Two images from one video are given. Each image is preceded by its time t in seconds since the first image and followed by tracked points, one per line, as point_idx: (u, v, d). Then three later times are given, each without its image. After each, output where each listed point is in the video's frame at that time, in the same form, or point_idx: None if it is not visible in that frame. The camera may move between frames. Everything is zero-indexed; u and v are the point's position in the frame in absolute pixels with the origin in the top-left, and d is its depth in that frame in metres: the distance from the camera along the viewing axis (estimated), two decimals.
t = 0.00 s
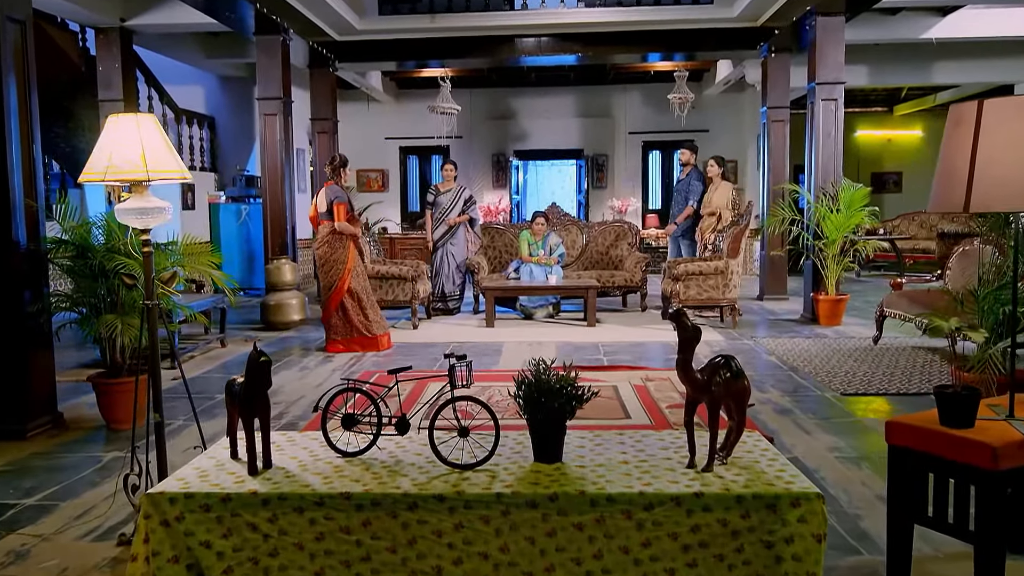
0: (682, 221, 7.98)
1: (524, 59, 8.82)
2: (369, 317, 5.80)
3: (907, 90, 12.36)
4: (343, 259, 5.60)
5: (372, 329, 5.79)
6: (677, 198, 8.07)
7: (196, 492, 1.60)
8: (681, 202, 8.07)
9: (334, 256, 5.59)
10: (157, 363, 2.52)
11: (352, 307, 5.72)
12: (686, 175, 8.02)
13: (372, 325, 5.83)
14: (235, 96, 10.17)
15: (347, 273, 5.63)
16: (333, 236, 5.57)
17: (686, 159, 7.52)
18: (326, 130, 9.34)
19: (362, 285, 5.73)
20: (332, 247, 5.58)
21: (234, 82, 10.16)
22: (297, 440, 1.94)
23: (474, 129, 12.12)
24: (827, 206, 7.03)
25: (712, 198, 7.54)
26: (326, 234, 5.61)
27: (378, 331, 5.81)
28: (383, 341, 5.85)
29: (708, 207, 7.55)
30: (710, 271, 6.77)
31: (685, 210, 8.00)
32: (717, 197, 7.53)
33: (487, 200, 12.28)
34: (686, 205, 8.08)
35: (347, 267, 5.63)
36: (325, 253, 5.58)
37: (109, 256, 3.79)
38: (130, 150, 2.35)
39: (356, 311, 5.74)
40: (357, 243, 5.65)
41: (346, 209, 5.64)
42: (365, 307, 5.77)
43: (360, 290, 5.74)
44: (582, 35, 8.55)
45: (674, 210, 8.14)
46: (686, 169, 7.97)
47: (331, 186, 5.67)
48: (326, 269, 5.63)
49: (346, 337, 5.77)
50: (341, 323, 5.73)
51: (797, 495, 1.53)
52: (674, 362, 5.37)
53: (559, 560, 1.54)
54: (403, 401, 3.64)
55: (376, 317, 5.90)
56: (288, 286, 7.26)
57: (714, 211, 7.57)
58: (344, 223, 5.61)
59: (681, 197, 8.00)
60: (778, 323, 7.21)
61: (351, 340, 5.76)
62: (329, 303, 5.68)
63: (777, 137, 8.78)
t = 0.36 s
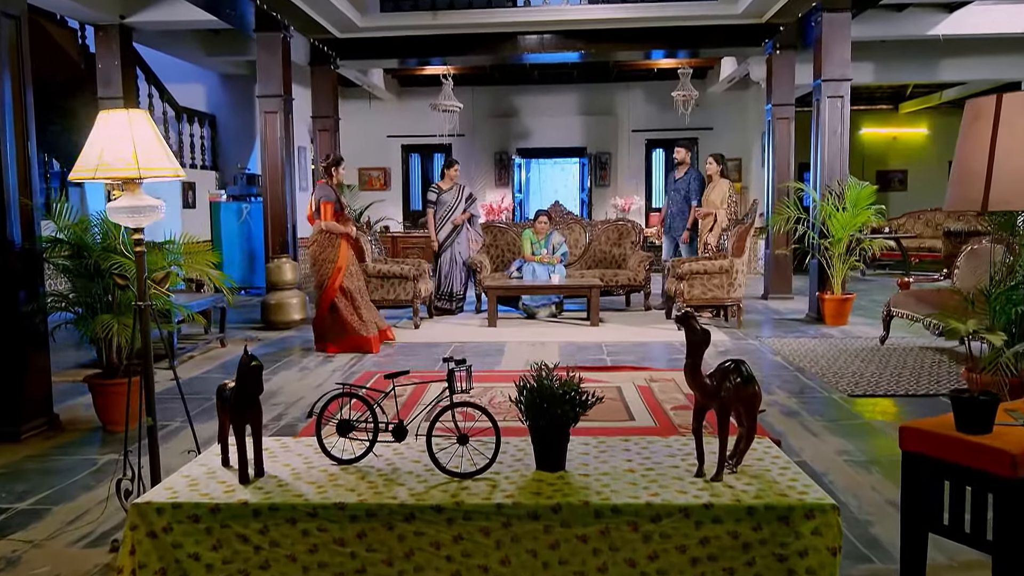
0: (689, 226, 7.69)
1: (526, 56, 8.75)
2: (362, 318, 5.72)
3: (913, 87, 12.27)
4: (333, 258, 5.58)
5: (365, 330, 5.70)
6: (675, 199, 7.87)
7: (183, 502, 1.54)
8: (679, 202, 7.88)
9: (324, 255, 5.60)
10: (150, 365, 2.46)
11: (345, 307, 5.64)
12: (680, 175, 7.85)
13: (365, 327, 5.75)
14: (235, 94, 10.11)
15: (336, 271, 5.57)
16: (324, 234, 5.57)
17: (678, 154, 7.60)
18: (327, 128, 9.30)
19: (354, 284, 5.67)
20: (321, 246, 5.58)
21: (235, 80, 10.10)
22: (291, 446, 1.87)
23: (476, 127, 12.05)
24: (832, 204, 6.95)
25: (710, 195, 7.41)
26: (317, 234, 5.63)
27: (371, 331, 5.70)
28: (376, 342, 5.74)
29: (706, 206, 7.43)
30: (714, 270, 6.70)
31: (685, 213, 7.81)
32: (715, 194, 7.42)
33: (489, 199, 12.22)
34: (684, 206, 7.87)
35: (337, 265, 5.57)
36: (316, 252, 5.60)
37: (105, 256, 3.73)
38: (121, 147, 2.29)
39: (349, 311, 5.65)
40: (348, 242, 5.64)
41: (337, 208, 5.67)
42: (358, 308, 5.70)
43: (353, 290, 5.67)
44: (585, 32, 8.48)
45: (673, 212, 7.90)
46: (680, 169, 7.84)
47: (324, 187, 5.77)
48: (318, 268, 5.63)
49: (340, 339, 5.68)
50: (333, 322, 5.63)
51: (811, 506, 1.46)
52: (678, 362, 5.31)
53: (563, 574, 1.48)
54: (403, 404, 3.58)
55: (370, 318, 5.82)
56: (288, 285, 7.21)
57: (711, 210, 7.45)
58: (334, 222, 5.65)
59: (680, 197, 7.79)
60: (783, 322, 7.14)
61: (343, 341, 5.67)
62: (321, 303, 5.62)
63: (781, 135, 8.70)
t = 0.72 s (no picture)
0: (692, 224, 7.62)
1: (528, 53, 8.67)
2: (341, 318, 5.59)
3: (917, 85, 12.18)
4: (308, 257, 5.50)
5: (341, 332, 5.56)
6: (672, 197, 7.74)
7: (169, 513, 1.47)
8: (675, 200, 7.75)
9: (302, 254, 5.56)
10: (142, 369, 2.40)
11: (320, 307, 5.54)
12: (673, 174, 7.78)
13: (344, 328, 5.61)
14: (235, 92, 10.04)
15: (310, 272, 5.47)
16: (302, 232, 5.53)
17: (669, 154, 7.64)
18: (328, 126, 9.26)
19: (331, 284, 5.53)
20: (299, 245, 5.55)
21: (236, 78, 10.03)
22: (283, 453, 1.81)
23: (477, 125, 11.98)
24: (837, 203, 6.87)
25: (710, 194, 7.29)
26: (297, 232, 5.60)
27: (347, 333, 5.57)
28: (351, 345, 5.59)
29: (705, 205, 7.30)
30: (717, 269, 6.62)
31: (679, 212, 7.75)
32: (715, 193, 7.30)
33: (491, 197, 12.15)
34: (681, 205, 7.77)
35: (311, 265, 5.48)
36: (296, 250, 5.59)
37: (99, 255, 3.67)
38: (110, 144, 2.23)
39: (324, 311, 5.54)
40: (327, 241, 5.51)
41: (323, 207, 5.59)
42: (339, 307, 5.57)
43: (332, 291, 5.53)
44: (587, 29, 8.41)
45: (668, 209, 7.79)
46: (672, 168, 7.74)
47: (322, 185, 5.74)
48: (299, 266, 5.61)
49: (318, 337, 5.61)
50: (308, 321, 5.55)
51: (825, 519, 1.40)
52: (681, 362, 5.24)
53: None
54: (402, 407, 3.51)
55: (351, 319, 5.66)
56: (287, 284, 7.15)
57: (710, 210, 7.31)
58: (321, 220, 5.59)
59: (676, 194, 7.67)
60: (787, 322, 7.07)
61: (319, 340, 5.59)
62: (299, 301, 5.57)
63: (785, 133, 8.63)
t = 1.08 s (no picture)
0: (683, 218, 7.42)
1: (529, 49, 8.60)
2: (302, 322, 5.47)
3: (921, 81, 12.11)
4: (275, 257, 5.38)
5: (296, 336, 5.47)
6: (667, 196, 7.55)
7: (154, 524, 1.41)
8: (670, 199, 7.56)
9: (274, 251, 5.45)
10: (133, 370, 2.34)
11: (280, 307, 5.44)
12: (668, 172, 7.61)
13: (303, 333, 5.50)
14: (234, 89, 9.98)
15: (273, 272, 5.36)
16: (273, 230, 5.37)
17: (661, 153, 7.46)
18: (327, 124, 9.14)
19: (290, 288, 5.37)
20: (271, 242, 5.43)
21: (235, 75, 9.97)
22: (275, 459, 1.75)
23: (478, 122, 11.91)
24: (842, 201, 6.80)
25: (710, 192, 7.22)
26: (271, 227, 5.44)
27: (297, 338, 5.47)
28: (303, 348, 5.52)
29: (706, 203, 7.24)
30: (720, 267, 6.55)
31: (677, 208, 7.53)
32: (715, 191, 7.22)
33: (492, 195, 12.07)
34: (677, 202, 7.56)
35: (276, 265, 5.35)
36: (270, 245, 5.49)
37: (92, 254, 3.61)
38: (98, 140, 2.18)
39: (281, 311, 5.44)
40: (295, 244, 5.32)
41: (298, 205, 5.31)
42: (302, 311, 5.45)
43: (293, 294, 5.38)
44: (589, 25, 8.33)
45: (663, 207, 7.60)
46: (667, 166, 7.58)
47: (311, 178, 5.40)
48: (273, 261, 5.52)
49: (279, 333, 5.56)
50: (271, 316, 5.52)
51: (839, 531, 1.34)
52: (684, 362, 5.17)
53: None
54: (400, 409, 3.45)
55: (309, 324, 5.51)
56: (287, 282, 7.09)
57: (711, 208, 7.25)
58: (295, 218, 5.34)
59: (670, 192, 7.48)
60: (791, 321, 7.00)
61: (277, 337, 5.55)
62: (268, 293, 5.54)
63: (788, 130, 8.55)
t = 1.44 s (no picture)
0: (679, 217, 7.36)
1: (529, 46, 8.54)
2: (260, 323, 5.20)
3: (923, 79, 12.04)
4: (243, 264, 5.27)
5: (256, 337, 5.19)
6: (664, 194, 7.49)
7: (138, 535, 1.36)
8: (668, 198, 7.50)
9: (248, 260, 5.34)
10: (122, 373, 2.29)
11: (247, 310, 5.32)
12: (666, 170, 7.54)
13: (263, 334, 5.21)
14: (233, 87, 9.90)
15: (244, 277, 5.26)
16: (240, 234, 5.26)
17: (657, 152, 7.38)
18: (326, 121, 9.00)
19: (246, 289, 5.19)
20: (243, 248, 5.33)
21: (233, 72, 9.90)
22: (266, 466, 1.70)
23: (478, 120, 11.85)
24: (844, 199, 6.74)
25: (710, 190, 7.14)
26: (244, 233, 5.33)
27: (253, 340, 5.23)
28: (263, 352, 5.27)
29: (705, 201, 7.17)
30: (722, 266, 6.49)
31: (677, 206, 7.45)
32: (714, 189, 7.15)
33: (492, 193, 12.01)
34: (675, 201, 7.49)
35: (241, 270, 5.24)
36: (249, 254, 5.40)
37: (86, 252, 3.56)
38: (86, 136, 2.14)
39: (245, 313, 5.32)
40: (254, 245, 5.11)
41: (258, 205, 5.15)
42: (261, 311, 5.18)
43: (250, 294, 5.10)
44: (589, 22, 8.27)
45: (662, 206, 7.55)
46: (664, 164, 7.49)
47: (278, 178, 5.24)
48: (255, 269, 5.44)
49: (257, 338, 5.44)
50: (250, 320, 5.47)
51: (851, 544, 1.29)
52: (685, 362, 5.11)
53: None
54: (399, 411, 3.39)
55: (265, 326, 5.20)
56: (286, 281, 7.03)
57: (711, 206, 7.18)
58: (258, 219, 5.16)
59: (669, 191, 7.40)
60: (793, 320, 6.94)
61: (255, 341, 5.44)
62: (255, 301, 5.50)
63: (790, 127, 8.48)
